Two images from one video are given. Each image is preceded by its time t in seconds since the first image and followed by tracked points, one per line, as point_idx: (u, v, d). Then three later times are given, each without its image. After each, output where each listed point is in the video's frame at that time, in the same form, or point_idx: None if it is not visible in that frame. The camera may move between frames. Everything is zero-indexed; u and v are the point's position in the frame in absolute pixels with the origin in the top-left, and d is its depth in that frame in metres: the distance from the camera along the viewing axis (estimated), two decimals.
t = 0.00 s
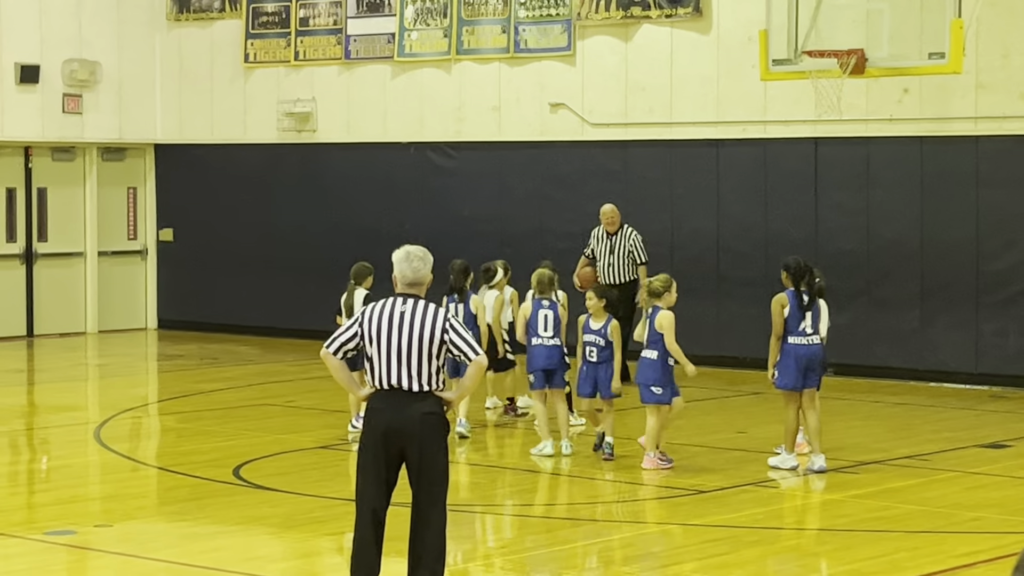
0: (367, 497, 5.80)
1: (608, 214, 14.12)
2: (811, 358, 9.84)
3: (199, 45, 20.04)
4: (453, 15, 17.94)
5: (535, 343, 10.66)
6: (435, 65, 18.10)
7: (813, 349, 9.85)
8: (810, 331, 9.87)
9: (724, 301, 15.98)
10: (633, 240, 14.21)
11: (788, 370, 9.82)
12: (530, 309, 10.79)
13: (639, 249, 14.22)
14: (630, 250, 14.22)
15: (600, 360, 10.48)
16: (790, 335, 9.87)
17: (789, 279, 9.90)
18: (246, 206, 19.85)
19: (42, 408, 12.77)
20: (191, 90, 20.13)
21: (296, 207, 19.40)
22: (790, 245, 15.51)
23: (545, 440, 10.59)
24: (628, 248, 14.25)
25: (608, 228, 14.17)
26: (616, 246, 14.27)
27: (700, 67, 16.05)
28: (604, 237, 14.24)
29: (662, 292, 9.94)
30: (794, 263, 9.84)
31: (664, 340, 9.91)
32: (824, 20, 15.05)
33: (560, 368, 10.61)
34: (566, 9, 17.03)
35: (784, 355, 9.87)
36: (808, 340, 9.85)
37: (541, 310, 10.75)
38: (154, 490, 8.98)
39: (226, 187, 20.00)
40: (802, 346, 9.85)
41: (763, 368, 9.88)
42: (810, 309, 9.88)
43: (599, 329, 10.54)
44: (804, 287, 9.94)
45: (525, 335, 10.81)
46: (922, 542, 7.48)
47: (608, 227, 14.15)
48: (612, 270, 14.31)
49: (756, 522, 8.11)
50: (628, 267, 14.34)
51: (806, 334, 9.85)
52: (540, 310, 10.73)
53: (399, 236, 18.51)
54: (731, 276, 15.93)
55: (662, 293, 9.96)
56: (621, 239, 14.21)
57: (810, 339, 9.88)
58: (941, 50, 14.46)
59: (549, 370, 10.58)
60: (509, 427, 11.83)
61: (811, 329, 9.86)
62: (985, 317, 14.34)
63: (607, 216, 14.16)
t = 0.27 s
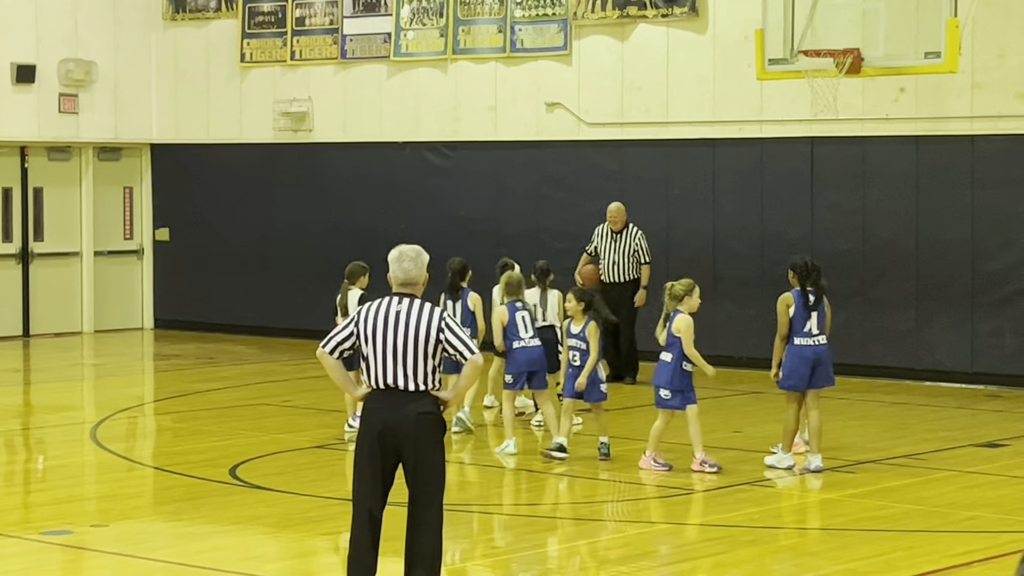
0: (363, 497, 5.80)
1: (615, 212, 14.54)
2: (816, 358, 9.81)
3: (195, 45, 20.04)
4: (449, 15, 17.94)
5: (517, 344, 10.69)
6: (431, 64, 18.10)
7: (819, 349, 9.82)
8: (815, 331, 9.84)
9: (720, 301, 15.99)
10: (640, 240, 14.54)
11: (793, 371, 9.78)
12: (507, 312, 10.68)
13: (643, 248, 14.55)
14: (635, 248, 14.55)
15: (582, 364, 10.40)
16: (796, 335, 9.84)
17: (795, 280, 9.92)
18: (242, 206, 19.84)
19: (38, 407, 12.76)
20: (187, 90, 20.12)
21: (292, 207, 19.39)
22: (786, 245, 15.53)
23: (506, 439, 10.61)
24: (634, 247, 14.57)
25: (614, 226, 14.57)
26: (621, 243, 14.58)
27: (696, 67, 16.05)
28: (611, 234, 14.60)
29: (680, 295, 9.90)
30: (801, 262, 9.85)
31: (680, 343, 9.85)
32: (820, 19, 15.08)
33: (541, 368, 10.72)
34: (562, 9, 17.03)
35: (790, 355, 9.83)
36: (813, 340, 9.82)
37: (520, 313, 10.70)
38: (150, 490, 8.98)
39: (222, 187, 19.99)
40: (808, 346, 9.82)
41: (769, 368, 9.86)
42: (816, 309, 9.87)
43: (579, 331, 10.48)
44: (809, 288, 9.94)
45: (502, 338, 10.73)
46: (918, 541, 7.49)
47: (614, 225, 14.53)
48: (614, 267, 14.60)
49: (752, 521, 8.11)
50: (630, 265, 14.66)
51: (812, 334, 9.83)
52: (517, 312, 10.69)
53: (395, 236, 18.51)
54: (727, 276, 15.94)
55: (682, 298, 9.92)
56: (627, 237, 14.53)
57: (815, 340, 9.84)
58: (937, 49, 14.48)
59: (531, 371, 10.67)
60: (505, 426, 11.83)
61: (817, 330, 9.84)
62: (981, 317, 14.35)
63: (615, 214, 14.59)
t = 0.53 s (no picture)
0: (360, 497, 5.80)
1: (625, 212, 14.67)
2: (821, 359, 9.81)
3: (191, 45, 20.04)
4: (446, 15, 17.94)
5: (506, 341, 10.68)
6: (427, 64, 18.10)
7: (824, 350, 9.81)
8: (820, 331, 9.83)
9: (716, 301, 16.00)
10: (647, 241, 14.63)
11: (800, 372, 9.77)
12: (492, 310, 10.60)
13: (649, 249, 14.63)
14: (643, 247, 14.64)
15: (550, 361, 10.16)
16: (801, 336, 9.80)
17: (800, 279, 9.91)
18: (239, 206, 19.83)
19: (34, 408, 12.75)
20: (183, 90, 20.12)
21: (289, 207, 19.38)
22: (783, 245, 15.54)
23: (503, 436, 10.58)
24: (640, 247, 14.66)
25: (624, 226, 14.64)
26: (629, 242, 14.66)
27: (692, 66, 16.06)
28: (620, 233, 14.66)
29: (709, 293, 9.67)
30: (806, 263, 9.83)
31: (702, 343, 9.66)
32: (817, 18, 15.13)
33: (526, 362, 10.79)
34: (559, 8, 17.03)
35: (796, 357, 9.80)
36: (817, 341, 9.80)
37: (504, 308, 10.64)
38: (146, 490, 8.98)
39: (219, 187, 19.98)
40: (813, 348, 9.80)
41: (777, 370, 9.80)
42: (822, 309, 9.85)
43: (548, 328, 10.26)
44: (812, 288, 9.92)
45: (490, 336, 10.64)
46: (914, 540, 7.50)
47: (623, 224, 14.63)
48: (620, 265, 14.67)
49: (749, 521, 8.11)
50: (637, 266, 14.73)
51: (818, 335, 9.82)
52: (502, 309, 10.63)
53: (392, 236, 18.50)
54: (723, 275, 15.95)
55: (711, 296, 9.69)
56: (634, 237, 14.62)
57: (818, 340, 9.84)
58: (933, 49, 14.49)
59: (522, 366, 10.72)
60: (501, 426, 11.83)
61: (822, 331, 9.82)
62: (977, 317, 14.36)
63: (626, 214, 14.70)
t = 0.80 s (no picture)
0: (356, 497, 5.79)
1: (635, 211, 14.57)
2: (822, 360, 9.80)
3: (187, 45, 20.03)
4: (442, 15, 17.95)
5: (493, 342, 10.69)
6: (424, 64, 18.11)
7: (824, 351, 9.79)
8: (820, 332, 9.80)
9: (713, 301, 16.00)
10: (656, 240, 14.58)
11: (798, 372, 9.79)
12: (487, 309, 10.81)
13: (660, 249, 14.57)
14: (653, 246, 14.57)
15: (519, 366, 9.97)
16: (801, 336, 9.81)
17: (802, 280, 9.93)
18: (235, 206, 19.83)
19: (31, 408, 12.74)
20: (180, 90, 20.11)
21: (285, 207, 19.37)
22: (780, 245, 15.54)
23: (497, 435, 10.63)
24: (651, 247, 14.58)
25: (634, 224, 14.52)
26: (640, 241, 14.55)
27: (688, 66, 16.07)
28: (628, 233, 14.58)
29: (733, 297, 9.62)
30: (806, 262, 9.89)
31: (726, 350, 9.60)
32: (812, 18, 15.11)
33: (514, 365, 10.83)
34: (555, 9, 17.04)
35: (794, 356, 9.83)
36: (817, 341, 9.79)
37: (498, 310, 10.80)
38: (142, 491, 8.97)
39: (215, 187, 19.98)
40: (813, 348, 9.80)
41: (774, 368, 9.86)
42: (824, 310, 9.82)
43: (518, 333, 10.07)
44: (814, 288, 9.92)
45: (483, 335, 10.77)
46: (910, 540, 7.50)
47: (634, 223, 14.52)
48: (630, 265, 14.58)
49: (745, 521, 8.11)
50: (646, 265, 14.66)
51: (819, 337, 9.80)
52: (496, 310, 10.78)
53: (389, 236, 18.50)
54: (719, 275, 15.96)
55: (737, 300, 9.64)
56: (645, 237, 14.51)
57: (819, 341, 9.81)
58: (929, 49, 14.50)
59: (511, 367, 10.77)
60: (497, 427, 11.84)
61: (822, 331, 9.80)
62: (973, 317, 14.37)
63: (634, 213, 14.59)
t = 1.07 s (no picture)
0: (354, 498, 5.79)
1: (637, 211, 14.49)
2: (824, 359, 9.79)
3: (185, 45, 20.03)
4: (439, 15, 17.95)
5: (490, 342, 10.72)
6: (421, 65, 18.11)
7: (827, 350, 9.81)
8: (820, 331, 9.83)
9: (711, 301, 16.01)
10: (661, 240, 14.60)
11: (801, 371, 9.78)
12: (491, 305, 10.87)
13: (665, 247, 14.61)
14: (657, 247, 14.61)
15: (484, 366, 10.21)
16: (801, 336, 9.81)
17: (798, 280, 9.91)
18: (233, 206, 19.82)
19: (28, 409, 12.73)
20: (177, 90, 20.11)
21: (283, 207, 19.37)
22: (777, 244, 15.55)
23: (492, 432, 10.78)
24: (655, 247, 14.61)
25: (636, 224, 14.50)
26: (643, 241, 14.54)
27: (686, 66, 16.07)
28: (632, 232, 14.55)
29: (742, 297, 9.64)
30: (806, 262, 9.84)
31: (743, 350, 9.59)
32: (810, 19, 15.14)
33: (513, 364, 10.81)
34: (552, 9, 17.04)
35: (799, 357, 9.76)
36: (817, 340, 9.79)
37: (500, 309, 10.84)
38: (140, 491, 8.97)
39: (213, 188, 19.97)
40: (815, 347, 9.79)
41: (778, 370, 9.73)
42: (822, 310, 9.85)
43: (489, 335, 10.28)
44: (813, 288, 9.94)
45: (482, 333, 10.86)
46: (908, 540, 7.51)
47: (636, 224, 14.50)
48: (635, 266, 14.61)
49: (743, 521, 8.11)
50: (650, 265, 14.69)
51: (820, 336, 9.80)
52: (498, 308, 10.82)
53: (386, 236, 18.49)
54: (717, 275, 15.96)
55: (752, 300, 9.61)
56: (650, 237, 14.52)
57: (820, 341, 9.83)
58: (926, 49, 14.50)
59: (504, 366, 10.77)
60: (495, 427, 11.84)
61: (821, 330, 9.83)
62: (971, 316, 14.38)
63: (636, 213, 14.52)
